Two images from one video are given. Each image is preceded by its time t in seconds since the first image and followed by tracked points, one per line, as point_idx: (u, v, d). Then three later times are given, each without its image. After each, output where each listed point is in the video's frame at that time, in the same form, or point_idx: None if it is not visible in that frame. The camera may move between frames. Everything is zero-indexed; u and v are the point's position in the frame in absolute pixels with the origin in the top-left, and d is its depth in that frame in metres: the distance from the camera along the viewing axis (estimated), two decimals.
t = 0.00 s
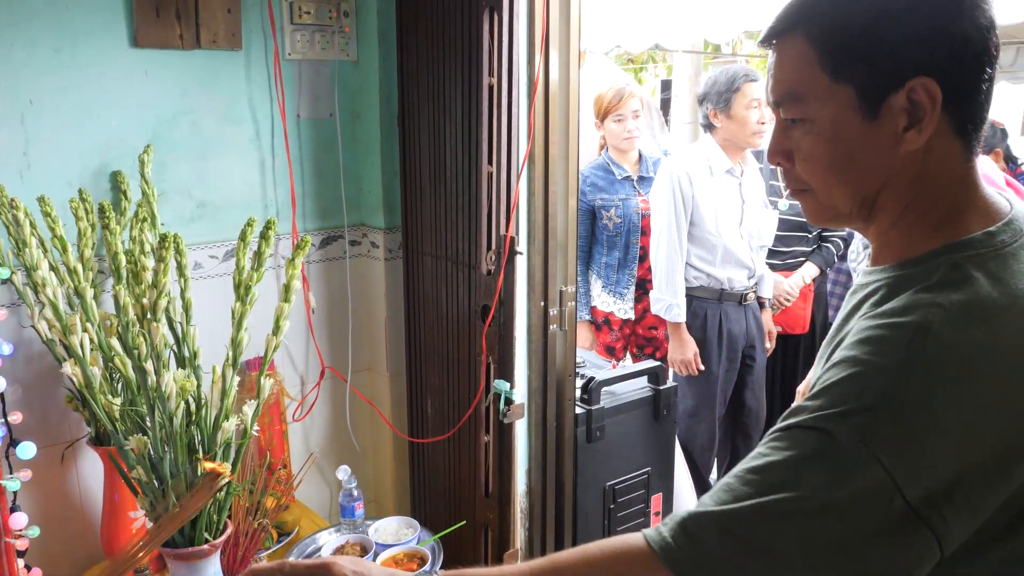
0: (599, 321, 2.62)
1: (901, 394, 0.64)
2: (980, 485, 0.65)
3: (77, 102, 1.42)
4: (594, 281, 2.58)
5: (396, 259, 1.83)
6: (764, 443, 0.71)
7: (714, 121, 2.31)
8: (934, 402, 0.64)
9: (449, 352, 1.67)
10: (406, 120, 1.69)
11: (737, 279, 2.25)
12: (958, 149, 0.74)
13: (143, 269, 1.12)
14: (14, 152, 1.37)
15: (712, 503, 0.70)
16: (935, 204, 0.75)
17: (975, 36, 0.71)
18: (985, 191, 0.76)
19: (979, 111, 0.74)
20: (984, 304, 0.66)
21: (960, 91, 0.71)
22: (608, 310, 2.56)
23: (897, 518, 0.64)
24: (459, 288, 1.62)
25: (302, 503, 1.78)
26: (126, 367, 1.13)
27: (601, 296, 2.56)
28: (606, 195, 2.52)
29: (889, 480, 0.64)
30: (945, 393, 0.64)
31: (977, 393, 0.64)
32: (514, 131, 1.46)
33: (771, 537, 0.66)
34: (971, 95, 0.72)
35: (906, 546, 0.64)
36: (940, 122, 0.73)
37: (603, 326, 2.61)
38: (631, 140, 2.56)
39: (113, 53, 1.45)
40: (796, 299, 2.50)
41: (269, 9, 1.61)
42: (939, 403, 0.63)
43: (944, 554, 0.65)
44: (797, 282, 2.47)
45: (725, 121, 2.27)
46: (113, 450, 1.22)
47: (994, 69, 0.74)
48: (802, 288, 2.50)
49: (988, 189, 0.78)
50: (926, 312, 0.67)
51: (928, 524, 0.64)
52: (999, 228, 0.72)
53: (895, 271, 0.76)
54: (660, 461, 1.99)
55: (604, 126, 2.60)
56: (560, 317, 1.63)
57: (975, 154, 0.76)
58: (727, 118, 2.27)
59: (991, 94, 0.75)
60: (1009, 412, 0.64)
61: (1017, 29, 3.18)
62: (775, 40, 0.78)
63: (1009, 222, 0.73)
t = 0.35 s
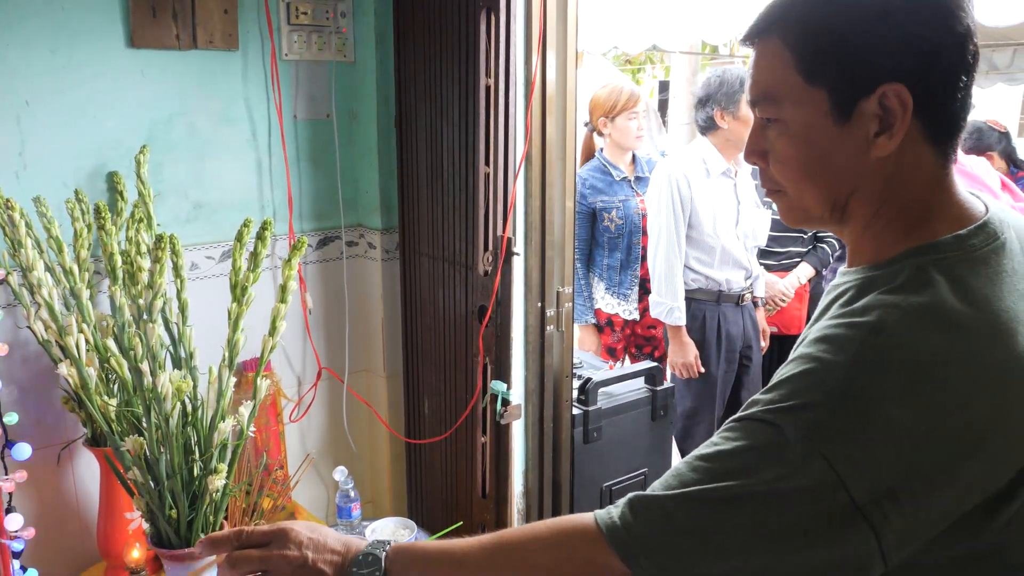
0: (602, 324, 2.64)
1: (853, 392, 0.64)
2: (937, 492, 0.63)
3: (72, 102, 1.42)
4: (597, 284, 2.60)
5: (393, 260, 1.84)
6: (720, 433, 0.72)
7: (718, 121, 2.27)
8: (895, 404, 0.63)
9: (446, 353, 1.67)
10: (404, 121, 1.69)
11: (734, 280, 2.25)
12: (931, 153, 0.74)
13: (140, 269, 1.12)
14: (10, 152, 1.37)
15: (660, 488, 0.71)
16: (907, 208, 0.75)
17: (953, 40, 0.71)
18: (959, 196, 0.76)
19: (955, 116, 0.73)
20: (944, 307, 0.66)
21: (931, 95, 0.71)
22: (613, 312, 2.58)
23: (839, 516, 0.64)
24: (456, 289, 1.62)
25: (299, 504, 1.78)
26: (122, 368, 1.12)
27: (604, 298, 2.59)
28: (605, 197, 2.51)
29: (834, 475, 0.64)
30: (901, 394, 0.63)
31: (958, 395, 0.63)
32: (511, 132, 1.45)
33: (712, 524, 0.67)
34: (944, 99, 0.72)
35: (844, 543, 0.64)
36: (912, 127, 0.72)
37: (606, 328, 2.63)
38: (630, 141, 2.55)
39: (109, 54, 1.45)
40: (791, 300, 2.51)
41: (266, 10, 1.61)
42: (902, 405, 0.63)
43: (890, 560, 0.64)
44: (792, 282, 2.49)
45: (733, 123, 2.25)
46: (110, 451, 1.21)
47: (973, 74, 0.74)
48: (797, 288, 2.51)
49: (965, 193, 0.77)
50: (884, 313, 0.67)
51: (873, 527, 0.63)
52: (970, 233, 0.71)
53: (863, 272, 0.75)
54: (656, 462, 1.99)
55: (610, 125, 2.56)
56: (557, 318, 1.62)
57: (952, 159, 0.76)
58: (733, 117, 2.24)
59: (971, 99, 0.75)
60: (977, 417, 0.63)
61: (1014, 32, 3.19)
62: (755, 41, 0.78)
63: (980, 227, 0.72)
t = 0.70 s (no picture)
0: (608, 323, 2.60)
1: (840, 391, 0.65)
2: (927, 490, 0.64)
3: (68, 100, 1.41)
4: (602, 283, 2.56)
5: (390, 258, 1.83)
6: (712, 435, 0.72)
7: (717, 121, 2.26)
8: (882, 402, 0.63)
9: (443, 352, 1.67)
10: (401, 119, 1.69)
11: (731, 280, 2.25)
12: (916, 152, 0.74)
13: (136, 268, 1.12)
14: (5, 150, 1.36)
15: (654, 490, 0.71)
16: (892, 207, 0.75)
17: (935, 39, 0.71)
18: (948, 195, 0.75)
19: (939, 114, 0.73)
20: (932, 306, 0.66)
21: (913, 93, 0.71)
22: (621, 311, 2.56)
23: (829, 514, 0.64)
24: (453, 288, 1.62)
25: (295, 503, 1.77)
26: (118, 366, 1.12)
27: (612, 298, 2.56)
28: (610, 195, 2.49)
29: (823, 475, 0.64)
30: (889, 393, 0.63)
31: (952, 393, 0.63)
32: (508, 131, 1.45)
33: (702, 522, 0.67)
34: (926, 98, 0.72)
35: (834, 540, 0.64)
36: (895, 125, 0.72)
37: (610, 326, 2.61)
38: (629, 141, 2.55)
39: (105, 52, 1.44)
40: (787, 299, 2.51)
41: (262, 8, 1.61)
42: (891, 403, 0.63)
43: (880, 556, 0.65)
44: (788, 281, 2.49)
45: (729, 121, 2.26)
46: (106, 450, 1.21)
47: (956, 72, 0.74)
48: (793, 287, 2.52)
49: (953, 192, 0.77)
50: (871, 312, 0.67)
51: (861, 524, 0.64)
52: (958, 232, 0.71)
53: (852, 271, 0.75)
54: (653, 461, 1.99)
55: (614, 122, 2.54)
56: (553, 317, 1.62)
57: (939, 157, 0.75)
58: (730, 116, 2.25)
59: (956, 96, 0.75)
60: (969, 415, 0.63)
61: (1010, 31, 3.20)
62: (740, 45, 0.79)
63: (968, 225, 0.72)
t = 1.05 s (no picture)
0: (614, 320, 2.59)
1: (836, 381, 0.64)
2: (925, 482, 0.64)
3: (63, 96, 1.40)
4: (606, 279, 2.55)
5: (387, 256, 1.84)
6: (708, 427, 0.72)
7: (711, 118, 2.26)
8: (877, 392, 0.63)
9: (440, 350, 1.67)
10: (397, 116, 1.68)
11: (726, 277, 2.25)
12: (911, 145, 0.73)
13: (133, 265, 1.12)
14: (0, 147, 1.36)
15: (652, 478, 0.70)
16: (885, 200, 0.74)
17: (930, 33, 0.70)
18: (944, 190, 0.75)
19: (935, 107, 0.72)
20: (927, 297, 0.66)
21: (907, 86, 0.70)
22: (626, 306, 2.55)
23: (827, 504, 0.63)
24: (450, 286, 1.61)
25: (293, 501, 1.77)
26: (114, 365, 1.12)
27: (616, 294, 2.54)
28: (614, 191, 2.48)
29: (821, 465, 0.63)
30: (884, 384, 0.63)
31: (949, 388, 0.63)
32: (506, 129, 1.45)
33: (699, 510, 0.67)
34: (922, 91, 0.71)
35: (830, 532, 0.64)
36: (888, 117, 0.72)
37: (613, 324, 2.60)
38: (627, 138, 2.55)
39: (101, 48, 1.43)
40: (784, 296, 2.51)
41: (259, 4, 1.60)
42: (889, 396, 0.63)
43: (875, 548, 0.65)
44: (786, 278, 2.50)
45: (722, 120, 2.25)
46: (102, 448, 1.21)
47: (951, 65, 0.73)
48: (791, 284, 2.53)
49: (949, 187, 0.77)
50: (867, 302, 0.67)
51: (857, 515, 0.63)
52: (955, 226, 0.71)
53: (848, 264, 0.75)
54: (650, 459, 1.99)
55: (615, 117, 2.54)
56: (551, 315, 1.62)
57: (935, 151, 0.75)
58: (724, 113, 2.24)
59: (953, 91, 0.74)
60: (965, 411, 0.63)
61: (1009, 29, 3.19)
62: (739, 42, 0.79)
63: (962, 221, 0.71)
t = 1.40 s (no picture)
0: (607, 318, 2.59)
1: (844, 360, 0.65)
2: (930, 466, 0.64)
3: (61, 96, 1.40)
4: (601, 278, 2.55)
5: (386, 255, 1.84)
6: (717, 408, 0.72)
7: (704, 117, 2.27)
8: (884, 373, 0.63)
9: (438, 349, 1.67)
10: (395, 116, 1.68)
11: (723, 276, 2.25)
12: (926, 136, 0.72)
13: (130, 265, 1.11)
14: None
15: (664, 453, 0.70)
16: (894, 188, 0.73)
17: (950, 27, 0.69)
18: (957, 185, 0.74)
19: (953, 100, 0.71)
20: (936, 283, 0.66)
21: (922, 76, 0.70)
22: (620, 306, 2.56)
23: (833, 486, 0.63)
24: (449, 285, 1.61)
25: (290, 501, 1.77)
26: (112, 365, 1.12)
27: (610, 294, 2.55)
28: (612, 190, 2.47)
29: (827, 444, 0.63)
30: (890, 366, 0.63)
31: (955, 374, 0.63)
32: (505, 129, 1.45)
33: (708, 483, 0.66)
34: (940, 82, 0.70)
35: (835, 514, 0.63)
36: (901, 106, 0.71)
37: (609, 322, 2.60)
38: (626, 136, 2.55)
39: (98, 47, 1.43)
40: (783, 295, 2.52)
41: (257, 4, 1.60)
42: (895, 379, 0.63)
43: (878, 532, 0.64)
44: (784, 276, 2.51)
45: (716, 119, 2.26)
46: (99, 448, 1.21)
47: (970, 60, 0.72)
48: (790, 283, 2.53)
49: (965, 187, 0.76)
50: (876, 285, 0.67)
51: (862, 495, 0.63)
52: (965, 217, 0.71)
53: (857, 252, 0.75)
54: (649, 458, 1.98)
55: (613, 114, 2.53)
56: (549, 314, 1.62)
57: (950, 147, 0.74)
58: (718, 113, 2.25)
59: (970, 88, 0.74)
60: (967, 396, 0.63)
61: (1006, 29, 3.20)
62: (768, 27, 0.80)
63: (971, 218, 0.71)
